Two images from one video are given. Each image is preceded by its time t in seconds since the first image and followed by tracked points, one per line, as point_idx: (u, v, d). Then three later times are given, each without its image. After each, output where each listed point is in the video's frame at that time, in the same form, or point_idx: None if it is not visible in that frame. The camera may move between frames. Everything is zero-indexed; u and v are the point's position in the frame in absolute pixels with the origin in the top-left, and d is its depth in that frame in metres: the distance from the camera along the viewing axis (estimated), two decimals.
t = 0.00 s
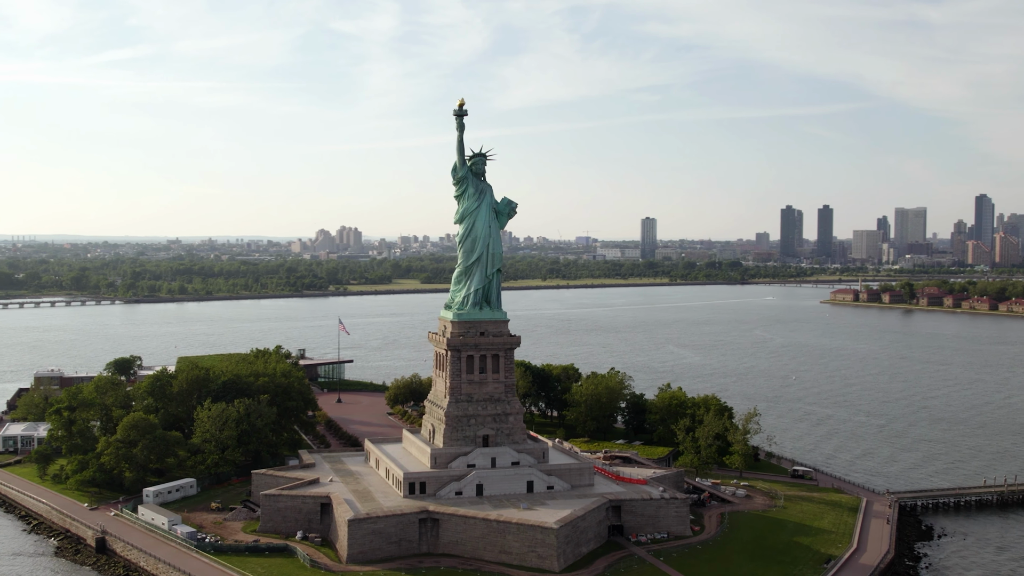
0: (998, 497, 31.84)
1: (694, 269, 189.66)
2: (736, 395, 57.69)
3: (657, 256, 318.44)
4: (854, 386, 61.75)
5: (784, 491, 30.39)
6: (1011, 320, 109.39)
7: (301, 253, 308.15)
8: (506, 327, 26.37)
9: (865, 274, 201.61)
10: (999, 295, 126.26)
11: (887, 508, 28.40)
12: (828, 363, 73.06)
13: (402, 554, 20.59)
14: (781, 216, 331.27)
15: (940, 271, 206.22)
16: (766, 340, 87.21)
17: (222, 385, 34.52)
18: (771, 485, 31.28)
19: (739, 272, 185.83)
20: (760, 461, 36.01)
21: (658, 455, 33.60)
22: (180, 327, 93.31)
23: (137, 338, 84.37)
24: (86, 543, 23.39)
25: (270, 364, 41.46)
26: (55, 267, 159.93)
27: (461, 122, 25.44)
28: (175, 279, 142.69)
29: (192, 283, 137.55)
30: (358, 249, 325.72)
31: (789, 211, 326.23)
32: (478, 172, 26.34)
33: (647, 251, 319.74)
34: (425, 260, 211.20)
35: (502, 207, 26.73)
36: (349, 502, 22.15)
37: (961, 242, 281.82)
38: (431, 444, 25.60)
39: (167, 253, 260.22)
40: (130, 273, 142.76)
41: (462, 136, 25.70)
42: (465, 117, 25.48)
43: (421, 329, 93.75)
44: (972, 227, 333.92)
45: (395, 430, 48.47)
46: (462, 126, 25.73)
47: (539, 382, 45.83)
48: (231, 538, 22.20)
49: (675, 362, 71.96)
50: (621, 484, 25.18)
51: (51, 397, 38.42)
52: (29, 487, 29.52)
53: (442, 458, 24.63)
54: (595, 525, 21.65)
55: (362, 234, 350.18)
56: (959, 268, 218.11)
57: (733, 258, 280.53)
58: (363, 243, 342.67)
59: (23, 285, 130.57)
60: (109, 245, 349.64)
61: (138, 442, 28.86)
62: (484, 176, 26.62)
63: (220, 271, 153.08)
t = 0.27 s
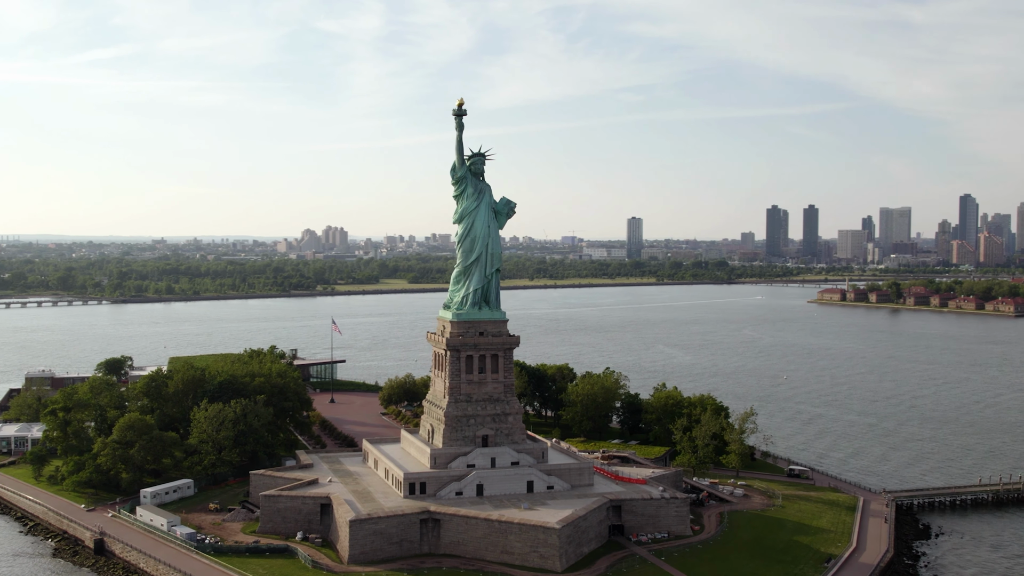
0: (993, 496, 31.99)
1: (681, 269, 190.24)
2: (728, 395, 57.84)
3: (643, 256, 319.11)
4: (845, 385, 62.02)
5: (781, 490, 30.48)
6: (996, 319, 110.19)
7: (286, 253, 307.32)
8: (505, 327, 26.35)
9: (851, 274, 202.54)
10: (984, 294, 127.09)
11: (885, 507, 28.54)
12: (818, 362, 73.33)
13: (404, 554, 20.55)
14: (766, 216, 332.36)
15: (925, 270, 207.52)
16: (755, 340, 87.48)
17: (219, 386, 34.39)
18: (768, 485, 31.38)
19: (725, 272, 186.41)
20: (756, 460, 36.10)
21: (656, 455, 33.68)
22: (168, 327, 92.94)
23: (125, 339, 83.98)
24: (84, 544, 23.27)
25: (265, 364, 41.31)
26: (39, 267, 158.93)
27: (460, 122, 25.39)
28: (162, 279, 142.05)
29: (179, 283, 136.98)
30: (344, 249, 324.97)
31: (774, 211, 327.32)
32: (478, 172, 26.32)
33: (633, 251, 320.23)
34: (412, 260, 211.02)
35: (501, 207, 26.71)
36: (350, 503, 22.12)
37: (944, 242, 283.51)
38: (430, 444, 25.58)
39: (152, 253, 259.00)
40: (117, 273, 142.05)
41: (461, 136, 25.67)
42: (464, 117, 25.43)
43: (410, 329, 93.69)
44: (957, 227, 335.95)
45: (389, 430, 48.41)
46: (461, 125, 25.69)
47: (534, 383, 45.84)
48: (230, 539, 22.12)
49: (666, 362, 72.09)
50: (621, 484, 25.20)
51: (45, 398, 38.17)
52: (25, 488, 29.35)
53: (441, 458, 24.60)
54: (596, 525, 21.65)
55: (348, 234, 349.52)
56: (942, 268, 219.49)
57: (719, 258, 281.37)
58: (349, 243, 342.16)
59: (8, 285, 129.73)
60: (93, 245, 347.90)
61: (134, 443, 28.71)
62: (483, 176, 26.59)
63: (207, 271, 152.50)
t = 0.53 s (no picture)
0: (988, 494, 32.18)
1: (666, 268, 190.53)
2: (719, 394, 57.97)
3: (627, 255, 319.67)
4: (836, 384, 62.28)
5: (778, 489, 30.56)
6: (980, 318, 110.96)
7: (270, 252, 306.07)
8: (504, 327, 26.32)
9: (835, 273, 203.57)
10: (969, 293, 127.90)
11: (882, 506, 28.67)
12: (807, 361, 73.61)
13: (406, 554, 20.50)
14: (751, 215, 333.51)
15: (907, 270, 208.89)
16: (743, 339, 87.68)
17: (214, 386, 34.21)
18: (765, 484, 31.46)
19: (710, 271, 186.93)
20: (752, 459, 36.18)
21: (653, 454, 33.72)
22: (154, 327, 92.39)
23: (111, 339, 83.42)
24: (83, 546, 23.11)
25: (260, 364, 41.13)
26: (22, 266, 157.62)
27: (460, 121, 25.33)
28: (146, 279, 141.20)
29: (164, 283, 136.23)
30: (329, 248, 324.04)
31: (758, 211, 328.43)
32: (477, 172, 26.28)
33: (617, 250, 320.69)
34: (397, 259, 210.64)
35: (500, 206, 26.67)
36: (351, 503, 22.06)
37: (927, 242, 285.37)
38: (429, 444, 25.51)
39: (136, 253, 256.27)
40: (101, 273, 141.12)
41: (461, 136, 25.61)
42: (464, 116, 25.36)
43: (398, 328, 93.48)
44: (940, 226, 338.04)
45: (383, 430, 48.31)
46: (460, 125, 25.63)
47: (529, 382, 45.77)
48: (230, 540, 22.02)
49: (656, 361, 72.18)
50: (621, 484, 25.22)
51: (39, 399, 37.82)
52: (20, 489, 29.16)
53: (441, 458, 24.57)
54: (598, 524, 21.66)
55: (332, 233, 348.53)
56: (925, 267, 220.91)
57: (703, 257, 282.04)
58: (333, 243, 341.28)
59: None
60: (75, 245, 345.57)
61: (131, 443, 28.52)
62: (482, 176, 26.54)
63: (192, 271, 151.72)
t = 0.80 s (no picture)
0: (984, 492, 32.33)
1: (654, 267, 190.73)
2: (712, 393, 58.06)
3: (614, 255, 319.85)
4: (828, 383, 62.49)
5: (776, 488, 30.64)
6: (967, 317, 111.45)
7: (256, 251, 304.92)
8: (504, 326, 26.31)
9: (822, 272, 204.13)
10: (956, 292, 128.45)
11: (880, 505, 28.78)
12: (798, 360, 73.85)
13: (408, 554, 20.47)
14: (737, 215, 333.92)
15: (891, 269, 210.01)
16: (734, 338, 87.84)
17: (212, 386, 34.09)
18: (763, 483, 31.53)
19: (698, 271, 187.37)
20: (748, 458, 36.26)
21: (651, 453, 33.77)
22: (143, 327, 91.95)
23: (100, 339, 82.98)
24: (82, 546, 23.02)
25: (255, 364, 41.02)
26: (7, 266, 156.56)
27: (460, 121, 25.28)
28: (134, 279, 140.48)
29: (152, 282, 135.64)
30: (316, 248, 323.17)
31: (745, 210, 329.45)
32: (477, 172, 26.25)
33: (604, 249, 321.09)
34: (385, 258, 210.31)
35: (500, 206, 26.65)
36: (352, 503, 22.02)
37: (913, 241, 286.55)
38: (429, 444, 25.46)
39: (120, 254, 254.35)
40: (88, 273, 140.35)
41: (461, 135, 25.57)
42: (464, 116, 25.32)
43: (388, 328, 93.23)
44: (926, 226, 339.32)
45: (378, 431, 48.22)
46: (460, 124, 25.59)
47: (526, 381, 45.74)
48: (231, 540, 21.95)
49: (648, 361, 72.25)
50: (622, 483, 25.23)
51: (35, 401, 37.63)
52: (17, 490, 29.01)
53: (442, 458, 24.54)
54: (600, 524, 21.67)
55: (319, 232, 347.44)
56: (910, 266, 221.87)
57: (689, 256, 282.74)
58: (320, 243, 340.54)
59: None
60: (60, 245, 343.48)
61: (129, 444, 28.39)
62: (482, 176, 26.52)
63: (179, 270, 151.08)
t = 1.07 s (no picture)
0: (980, 491, 32.48)
1: (641, 267, 191.11)
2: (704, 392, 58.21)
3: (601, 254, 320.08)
4: (820, 382, 62.70)
5: (774, 487, 30.73)
6: (954, 317, 112.07)
7: (242, 250, 304.17)
8: (504, 326, 26.29)
9: (808, 272, 204.94)
10: (943, 292, 129.15)
11: (878, 504, 28.90)
12: (788, 359, 74.17)
13: (410, 554, 20.45)
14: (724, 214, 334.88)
15: (876, 268, 211.16)
16: (724, 338, 88.06)
17: (209, 387, 33.95)
18: (761, 482, 31.63)
19: (685, 271, 187.96)
20: (744, 458, 36.36)
21: (649, 452, 33.83)
22: (131, 327, 91.63)
23: (88, 339, 82.63)
24: (81, 548, 22.93)
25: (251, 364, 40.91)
26: None
27: (460, 120, 25.22)
28: (121, 279, 139.91)
29: (139, 282, 135.18)
30: (302, 248, 322.88)
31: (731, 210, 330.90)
32: (476, 171, 26.22)
33: (591, 249, 321.59)
34: (371, 258, 210.14)
35: (499, 205, 26.61)
36: (353, 503, 21.97)
37: (898, 241, 288.03)
38: (429, 444, 25.43)
39: (104, 253, 253.33)
40: (75, 273, 139.72)
41: (461, 134, 25.51)
42: (464, 116, 25.26)
43: (377, 327, 93.07)
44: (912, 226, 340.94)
45: (373, 430, 48.20)
46: (461, 124, 25.53)
47: (521, 380, 45.71)
48: (232, 541, 21.91)
49: (640, 360, 72.41)
50: (622, 482, 25.25)
51: (30, 402, 37.44)
52: (13, 491, 28.90)
53: (442, 458, 24.52)
54: (601, 523, 21.66)
55: (306, 232, 346.49)
56: (896, 266, 222.81)
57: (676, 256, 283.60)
58: (306, 242, 340.02)
59: None
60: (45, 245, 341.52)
61: (127, 444, 28.26)
62: (481, 175, 26.50)
63: (167, 270, 150.59)
